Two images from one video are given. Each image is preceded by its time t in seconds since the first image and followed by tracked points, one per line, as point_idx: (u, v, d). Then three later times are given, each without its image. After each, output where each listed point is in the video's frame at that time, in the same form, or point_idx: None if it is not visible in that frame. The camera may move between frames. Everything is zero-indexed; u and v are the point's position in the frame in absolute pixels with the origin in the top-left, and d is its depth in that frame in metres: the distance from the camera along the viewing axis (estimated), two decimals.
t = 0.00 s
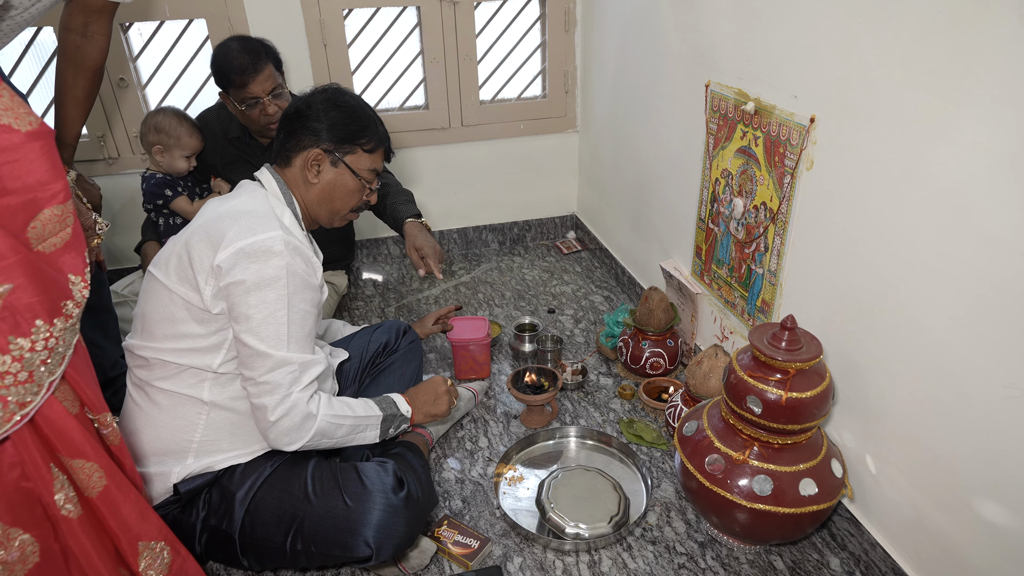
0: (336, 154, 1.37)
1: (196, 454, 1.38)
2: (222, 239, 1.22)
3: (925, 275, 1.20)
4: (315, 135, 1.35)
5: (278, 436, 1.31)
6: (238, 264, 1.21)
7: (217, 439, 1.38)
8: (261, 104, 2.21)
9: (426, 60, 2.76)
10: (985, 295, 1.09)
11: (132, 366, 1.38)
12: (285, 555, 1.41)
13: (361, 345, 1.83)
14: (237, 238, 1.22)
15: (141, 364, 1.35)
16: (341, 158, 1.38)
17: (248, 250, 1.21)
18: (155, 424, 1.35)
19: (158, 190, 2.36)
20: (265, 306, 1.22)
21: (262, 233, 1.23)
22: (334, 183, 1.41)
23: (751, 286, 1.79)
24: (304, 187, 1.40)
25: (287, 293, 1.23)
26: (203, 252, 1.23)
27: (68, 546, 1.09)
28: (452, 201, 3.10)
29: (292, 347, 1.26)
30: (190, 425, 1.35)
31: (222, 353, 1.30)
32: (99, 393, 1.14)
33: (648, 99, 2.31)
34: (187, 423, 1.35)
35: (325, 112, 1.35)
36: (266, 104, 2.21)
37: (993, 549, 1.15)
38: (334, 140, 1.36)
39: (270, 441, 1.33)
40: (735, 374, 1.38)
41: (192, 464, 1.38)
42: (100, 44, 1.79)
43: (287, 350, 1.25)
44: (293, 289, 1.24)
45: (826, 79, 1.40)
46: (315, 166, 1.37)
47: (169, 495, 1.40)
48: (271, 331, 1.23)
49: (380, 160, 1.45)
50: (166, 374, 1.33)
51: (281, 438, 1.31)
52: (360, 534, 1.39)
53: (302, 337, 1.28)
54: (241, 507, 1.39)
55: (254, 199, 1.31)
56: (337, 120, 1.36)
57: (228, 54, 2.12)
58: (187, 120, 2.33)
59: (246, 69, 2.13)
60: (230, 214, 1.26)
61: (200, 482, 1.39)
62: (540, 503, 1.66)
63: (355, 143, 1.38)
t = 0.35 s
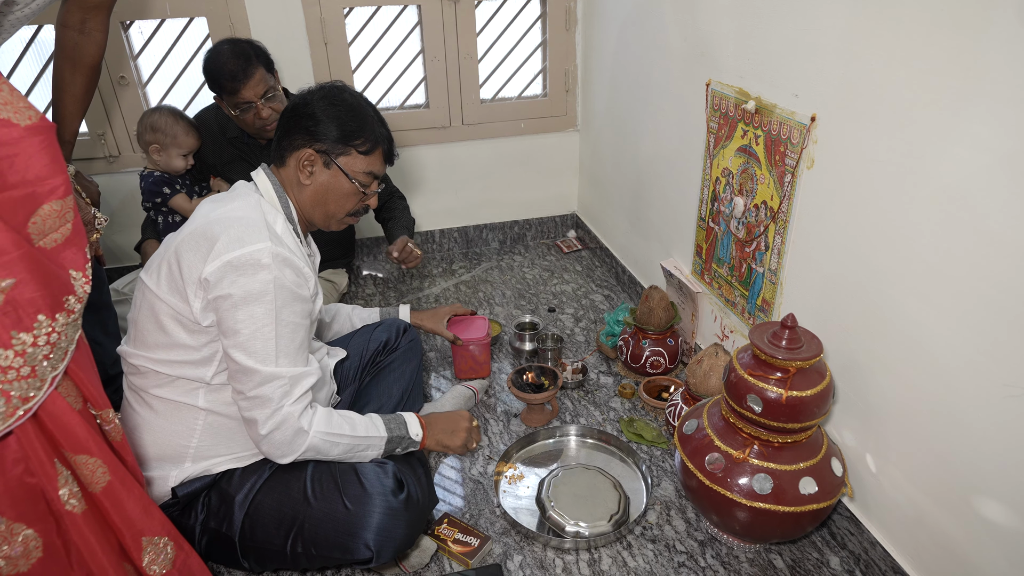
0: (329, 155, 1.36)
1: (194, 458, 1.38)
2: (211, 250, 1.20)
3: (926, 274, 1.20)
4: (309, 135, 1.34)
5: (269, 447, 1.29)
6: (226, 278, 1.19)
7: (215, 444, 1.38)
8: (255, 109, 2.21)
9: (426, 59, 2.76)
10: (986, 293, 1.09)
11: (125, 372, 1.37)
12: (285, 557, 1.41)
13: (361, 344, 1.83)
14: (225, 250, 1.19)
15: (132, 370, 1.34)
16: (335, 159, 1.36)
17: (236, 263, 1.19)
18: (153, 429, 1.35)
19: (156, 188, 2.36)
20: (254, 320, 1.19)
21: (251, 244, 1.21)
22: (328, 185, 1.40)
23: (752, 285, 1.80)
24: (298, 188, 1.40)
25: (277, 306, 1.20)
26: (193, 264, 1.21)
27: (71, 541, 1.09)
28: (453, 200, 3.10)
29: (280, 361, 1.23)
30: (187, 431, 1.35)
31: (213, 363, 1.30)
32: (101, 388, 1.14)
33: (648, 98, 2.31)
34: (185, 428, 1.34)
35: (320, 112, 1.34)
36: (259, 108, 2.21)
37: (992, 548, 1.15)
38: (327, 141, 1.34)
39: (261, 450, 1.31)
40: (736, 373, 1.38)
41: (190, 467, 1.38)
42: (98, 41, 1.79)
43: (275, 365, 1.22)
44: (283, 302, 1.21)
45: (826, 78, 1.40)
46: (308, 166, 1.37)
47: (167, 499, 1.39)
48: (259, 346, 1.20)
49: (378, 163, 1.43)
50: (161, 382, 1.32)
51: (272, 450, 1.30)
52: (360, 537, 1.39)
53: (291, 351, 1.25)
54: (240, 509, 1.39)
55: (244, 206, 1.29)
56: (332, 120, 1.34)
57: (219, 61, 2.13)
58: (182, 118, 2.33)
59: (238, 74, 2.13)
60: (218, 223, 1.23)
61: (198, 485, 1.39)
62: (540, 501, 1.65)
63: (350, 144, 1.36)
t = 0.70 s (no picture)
0: (332, 160, 1.33)
1: (195, 463, 1.37)
2: (227, 266, 1.15)
3: (926, 273, 1.20)
4: (312, 140, 1.32)
5: (354, 439, 1.23)
6: (249, 292, 1.14)
7: (216, 450, 1.37)
8: (269, 105, 2.22)
9: (426, 58, 2.76)
10: (986, 292, 1.09)
11: (126, 379, 1.35)
12: (287, 561, 1.41)
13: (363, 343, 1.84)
14: (243, 265, 1.15)
15: (133, 378, 1.33)
16: (338, 164, 1.34)
17: (257, 276, 1.14)
18: (153, 433, 1.34)
19: (159, 186, 2.36)
20: (293, 327, 1.16)
21: (268, 255, 1.16)
22: (331, 190, 1.38)
23: (752, 284, 1.80)
24: (301, 193, 1.38)
25: (314, 308, 1.17)
26: (206, 282, 1.17)
27: (72, 543, 1.09)
28: (453, 199, 3.10)
29: (337, 351, 1.19)
30: (188, 438, 1.34)
31: (224, 370, 1.28)
32: (102, 390, 1.14)
33: (648, 97, 2.31)
34: (186, 435, 1.33)
35: (323, 115, 1.31)
36: (273, 104, 2.22)
37: (992, 547, 1.15)
38: (330, 145, 1.32)
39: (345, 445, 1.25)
40: (736, 372, 1.39)
41: (192, 472, 1.37)
42: (97, 40, 1.79)
43: (335, 356, 1.18)
44: (318, 301, 1.18)
45: (827, 78, 1.40)
46: (311, 172, 1.35)
47: (167, 504, 1.38)
48: (309, 345, 1.16)
49: (382, 166, 1.40)
50: (162, 390, 1.30)
51: (357, 444, 1.24)
52: (362, 540, 1.39)
53: (344, 340, 1.21)
54: (242, 514, 1.39)
55: (249, 217, 1.24)
56: (335, 123, 1.31)
57: (232, 56, 2.13)
58: (186, 116, 2.32)
59: (254, 71, 2.14)
60: (228, 237, 1.19)
61: (199, 490, 1.38)
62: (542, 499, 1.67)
63: (354, 149, 1.33)
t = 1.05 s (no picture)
0: (344, 166, 1.32)
1: (195, 462, 1.37)
2: (228, 266, 1.15)
3: (926, 272, 1.20)
4: (325, 145, 1.31)
5: (348, 451, 1.22)
6: (249, 293, 1.14)
7: (217, 449, 1.37)
8: (286, 102, 2.23)
9: (426, 57, 2.76)
10: (986, 291, 1.09)
11: (129, 375, 1.35)
12: (287, 559, 1.41)
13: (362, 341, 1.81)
14: (244, 266, 1.15)
15: (136, 374, 1.32)
16: (349, 171, 1.32)
17: (258, 277, 1.14)
18: (153, 432, 1.33)
19: (164, 184, 2.36)
20: (290, 332, 1.15)
21: (269, 258, 1.16)
22: (342, 196, 1.37)
23: (752, 283, 1.79)
24: (311, 197, 1.37)
25: (311, 313, 1.16)
26: (208, 282, 1.17)
27: (70, 543, 1.09)
28: (453, 198, 3.10)
29: (330, 360, 1.18)
30: (190, 436, 1.33)
31: (224, 372, 1.28)
32: (99, 389, 1.14)
33: (648, 96, 2.31)
34: (187, 433, 1.33)
35: (338, 121, 1.30)
36: (291, 102, 2.24)
37: (991, 545, 1.15)
38: (343, 151, 1.30)
39: (340, 456, 1.24)
40: (736, 370, 1.38)
41: (192, 471, 1.37)
42: (96, 40, 1.79)
43: (327, 364, 1.17)
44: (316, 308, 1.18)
45: (827, 76, 1.39)
46: (322, 177, 1.33)
47: (167, 502, 1.38)
48: (304, 350, 1.16)
49: (394, 175, 1.38)
50: (164, 388, 1.30)
51: (351, 455, 1.23)
52: (362, 539, 1.38)
53: (339, 347, 1.20)
54: (242, 512, 1.39)
55: (255, 218, 1.24)
56: (349, 130, 1.30)
57: (254, 50, 2.14)
58: (192, 115, 2.32)
59: (276, 67, 2.16)
60: (232, 237, 1.19)
61: (199, 488, 1.38)
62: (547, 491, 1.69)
63: (366, 156, 1.32)
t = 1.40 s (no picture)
0: (344, 165, 1.32)
1: (196, 461, 1.37)
2: (230, 265, 1.15)
3: (926, 270, 1.20)
4: (324, 144, 1.30)
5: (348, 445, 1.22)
6: (251, 292, 1.14)
7: (217, 447, 1.37)
8: (283, 95, 2.23)
9: (427, 55, 2.76)
10: (986, 289, 1.09)
11: (130, 374, 1.35)
12: (287, 558, 1.41)
13: (365, 336, 1.83)
14: (245, 265, 1.15)
15: (136, 372, 1.32)
16: (350, 169, 1.32)
17: (259, 276, 1.14)
18: (154, 432, 1.33)
19: (159, 184, 2.36)
20: (292, 329, 1.14)
21: (269, 256, 1.16)
22: (342, 195, 1.37)
23: (752, 281, 1.79)
24: (311, 196, 1.37)
25: (314, 310, 1.15)
26: (210, 282, 1.17)
27: (69, 542, 1.09)
28: (453, 197, 3.10)
29: (333, 357, 1.17)
30: (189, 436, 1.33)
31: (224, 370, 1.28)
32: (98, 388, 1.14)
33: (649, 95, 2.31)
34: (187, 433, 1.33)
35: (337, 120, 1.30)
36: (287, 96, 2.23)
37: (991, 544, 1.15)
38: (342, 150, 1.30)
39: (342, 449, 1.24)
40: (736, 369, 1.39)
41: (192, 470, 1.37)
42: (98, 38, 1.80)
43: (330, 362, 1.16)
44: (319, 304, 1.17)
45: (828, 75, 1.39)
46: (322, 176, 1.33)
47: (167, 501, 1.38)
48: (308, 348, 1.15)
49: (394, 174, 1.38)
50: (162, 386, 1.29)
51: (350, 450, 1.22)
52: (361, 538, 1.38)
53: (343, 344, 1.19)
54: (241, 511, 1.38)
55: (255, 216, 1.24)
56: (348, 129, 1.30)
57: (253, 42, 2.15)
58: (185, 113, 2.32)
59: (274, 61, 2.16)
60: (232, 236, 1.18)
61: (199, 487, 1.38)
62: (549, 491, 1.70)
63: (367, 155, 1.32)
